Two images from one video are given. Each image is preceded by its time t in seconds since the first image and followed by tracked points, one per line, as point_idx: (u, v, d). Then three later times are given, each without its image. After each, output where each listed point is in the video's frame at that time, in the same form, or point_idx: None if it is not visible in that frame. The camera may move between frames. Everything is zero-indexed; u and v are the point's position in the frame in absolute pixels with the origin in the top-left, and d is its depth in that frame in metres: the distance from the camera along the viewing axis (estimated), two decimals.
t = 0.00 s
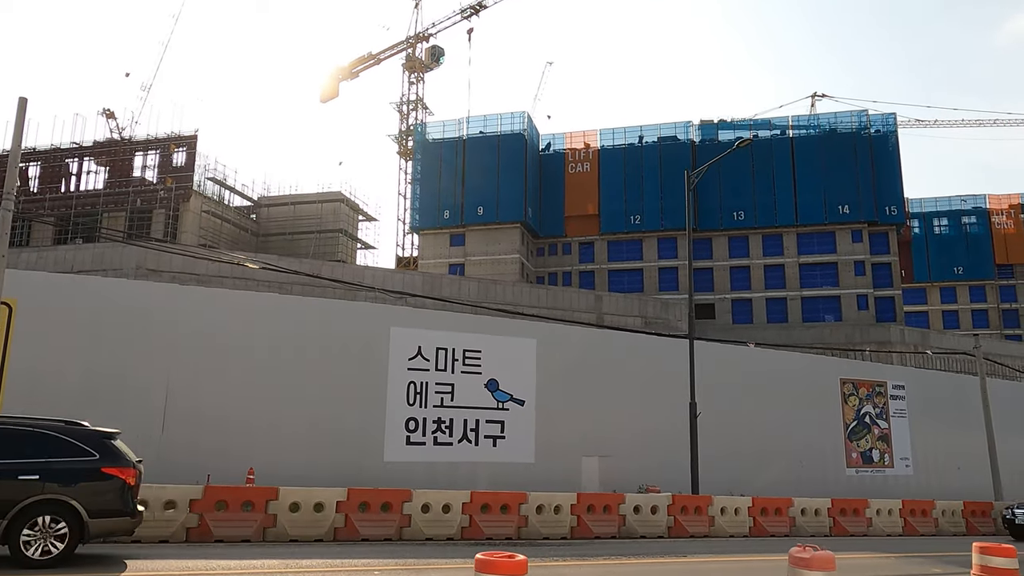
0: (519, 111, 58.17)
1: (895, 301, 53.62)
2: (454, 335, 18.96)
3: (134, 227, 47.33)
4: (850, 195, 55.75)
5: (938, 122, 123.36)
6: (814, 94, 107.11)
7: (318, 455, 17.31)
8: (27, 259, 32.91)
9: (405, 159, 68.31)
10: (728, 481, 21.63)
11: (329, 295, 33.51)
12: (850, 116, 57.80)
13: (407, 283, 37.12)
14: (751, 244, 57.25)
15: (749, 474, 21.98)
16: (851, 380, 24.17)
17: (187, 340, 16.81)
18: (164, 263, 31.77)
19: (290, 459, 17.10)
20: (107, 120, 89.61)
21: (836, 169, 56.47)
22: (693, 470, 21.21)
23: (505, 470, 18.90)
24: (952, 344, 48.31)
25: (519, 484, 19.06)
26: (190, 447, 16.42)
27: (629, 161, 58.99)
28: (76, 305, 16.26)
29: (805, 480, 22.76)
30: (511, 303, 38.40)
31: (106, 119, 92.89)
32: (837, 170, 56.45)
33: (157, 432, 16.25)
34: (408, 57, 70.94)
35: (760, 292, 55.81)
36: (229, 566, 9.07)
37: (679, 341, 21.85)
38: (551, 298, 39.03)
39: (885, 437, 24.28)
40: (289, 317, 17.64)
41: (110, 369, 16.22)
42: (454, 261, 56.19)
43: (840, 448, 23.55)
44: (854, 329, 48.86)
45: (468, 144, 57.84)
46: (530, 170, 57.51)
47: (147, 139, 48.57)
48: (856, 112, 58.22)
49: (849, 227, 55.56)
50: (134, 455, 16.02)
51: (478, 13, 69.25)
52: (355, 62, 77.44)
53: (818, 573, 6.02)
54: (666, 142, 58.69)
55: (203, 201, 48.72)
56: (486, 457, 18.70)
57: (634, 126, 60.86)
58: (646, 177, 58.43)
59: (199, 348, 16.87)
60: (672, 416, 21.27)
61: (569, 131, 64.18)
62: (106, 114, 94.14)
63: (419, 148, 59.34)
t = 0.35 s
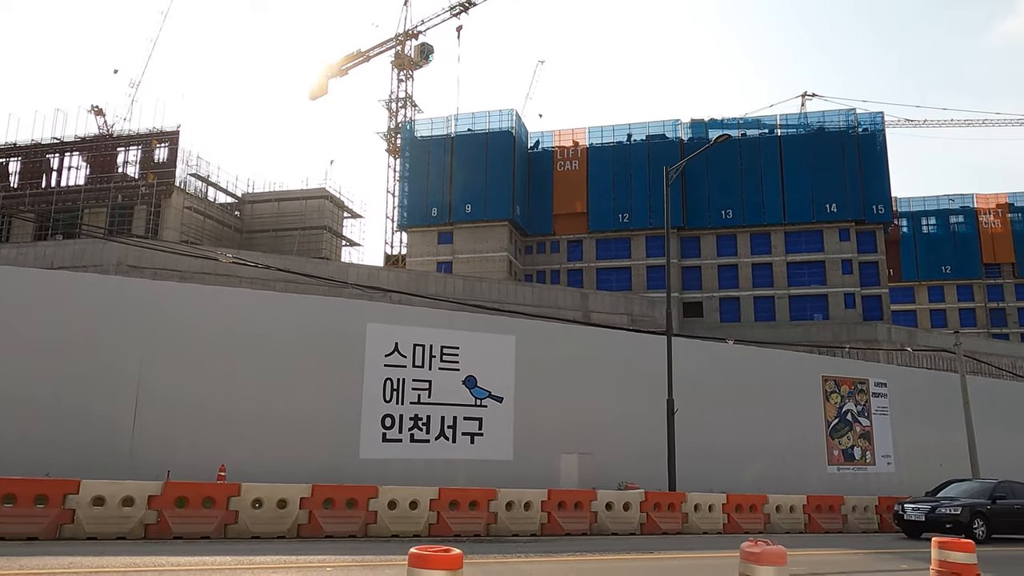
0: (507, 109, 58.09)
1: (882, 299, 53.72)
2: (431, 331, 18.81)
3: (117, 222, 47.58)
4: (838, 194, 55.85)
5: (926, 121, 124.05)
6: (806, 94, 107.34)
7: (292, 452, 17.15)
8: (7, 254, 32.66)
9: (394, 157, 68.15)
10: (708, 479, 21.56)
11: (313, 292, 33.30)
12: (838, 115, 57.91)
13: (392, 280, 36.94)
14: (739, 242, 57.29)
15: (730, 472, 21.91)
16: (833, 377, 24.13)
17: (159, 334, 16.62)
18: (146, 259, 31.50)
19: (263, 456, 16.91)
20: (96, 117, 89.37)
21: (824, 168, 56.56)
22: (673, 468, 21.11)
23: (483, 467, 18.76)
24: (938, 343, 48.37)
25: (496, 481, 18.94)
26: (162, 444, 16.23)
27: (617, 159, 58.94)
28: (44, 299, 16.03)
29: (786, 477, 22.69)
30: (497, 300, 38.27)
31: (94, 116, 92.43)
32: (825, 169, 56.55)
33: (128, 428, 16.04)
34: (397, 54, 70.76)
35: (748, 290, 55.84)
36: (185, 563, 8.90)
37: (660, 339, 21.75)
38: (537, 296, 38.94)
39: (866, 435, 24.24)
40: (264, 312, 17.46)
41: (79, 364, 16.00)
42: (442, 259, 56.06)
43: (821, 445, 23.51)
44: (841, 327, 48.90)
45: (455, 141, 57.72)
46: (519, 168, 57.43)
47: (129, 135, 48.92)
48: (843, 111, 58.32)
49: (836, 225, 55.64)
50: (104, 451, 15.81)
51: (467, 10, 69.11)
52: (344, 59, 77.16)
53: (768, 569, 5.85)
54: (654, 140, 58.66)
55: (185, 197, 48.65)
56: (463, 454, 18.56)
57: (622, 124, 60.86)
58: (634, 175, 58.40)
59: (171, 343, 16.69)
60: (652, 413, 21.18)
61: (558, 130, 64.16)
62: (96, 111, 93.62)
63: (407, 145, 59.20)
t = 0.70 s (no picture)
0: (490, 116, 58.08)
1: (862, 307, 54.03)
2: (402, 337, 18.62)
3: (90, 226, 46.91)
4: (819, 202, 56.17)
5: (907, 133, 125.52)
6: (791, 103, 108.25)
7: (260, 460, 16.89)
8: None
9: (378, 163, 67.98)
10: (683, 486, 21.46)
11: (291, 298, 33.06)
12: (818, 124, 58.32)
13: (371, 286, 36.72)
14: (721, 250, 57.47)
15: (704, 480, 21.82)
16: (809, 384, 24.12)
17: (124, 340, 16.34)
18: (120, 264, 31.14)
19: (230, 464, 16.65)
20: (78, 120, 88.81)
21: (805, 176, 56.91)
22: (647, 476, 21.01)
23: (455, 475, 18.54)
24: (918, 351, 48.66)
25: (468, 489, 18.73)
26: (125, 452, 15.93)
27: (600, 166, 59.03)
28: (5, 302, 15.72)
29: (761, 485, 22.64)
30: (477, 307, 38.10)
31: (75, 120, 91.73)
32: (806, 177, 56.88)
33: (90, 435, 15.75)
34: (381, 60, 70.64)
35: (730, 298, 55.99)
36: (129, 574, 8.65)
37: (634, 346, 21.63)
38: (518, 302, 38.82)
39: (841, 442, 24.22)
40: (231, 317, 17.21)
41: (40, 370, 15.68)
42: (424, 265, 55.91)
43: (797, 453, 23.48)
44: (822, 335, 49.05)
45: (438, 148, 57.62)
46: (501, 175, 57.41)
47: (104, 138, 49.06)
48: (824, 120, 58.72)
49: (817, 234, 55.94)
50: (65, 459, 15.52)
51: (452, 17, 69.13)
52: (329, 65, 76.96)
53: None
54: (637, 148, 58.81)
55: (161, 202, 48.39)
56: (434, 462, 18.33)
57: (605, 131, 61.03)
58: (617, 182, 58.51)
59: (136, 348, 16.41)
60: (627, 421, 21.05)
61: (541, 136, 64.24)
62: (77, 115, 92.68)
63: (390, 151, 59.03)
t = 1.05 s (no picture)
0: (466, 124, 58.02)
1: (834, 318, 54.47)
2: (365, 345, 18.34)
3: (54, 231, 46.81)
4: (792, 213, 56.63)
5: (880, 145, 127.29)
6: (767, 116, 109.37)
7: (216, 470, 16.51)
8: None
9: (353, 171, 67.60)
10: (650, 496, 21.32)
11: (259, 305, 32.61)
12: (791, 135, 58.90)
13: (342, 294, 36.32)
14: (695, 260, 57.70)
15: (671, 490, 21.69)
16: (777, 394, 24.14)
17: (76, 347, 15.89)
18: (83, 270, 30.58)
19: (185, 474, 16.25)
20: (50, 124, 87.74)
21: (778, 187, 57.40)
22: (614, 486, 20.84)
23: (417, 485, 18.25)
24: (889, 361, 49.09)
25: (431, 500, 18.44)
26: (75, 462, 15.47)
27: (576, 175, 59.10)
28: None
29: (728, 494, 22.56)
30: (449, 315, 37.81)
31: (47, 123, 90.63)
32: (779, 189, 57.37)
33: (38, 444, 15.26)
34: (357, 67, 70.35)
35: (704, 308, 56.20)
36: None
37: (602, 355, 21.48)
38: (491, 310, 38.60)
39: (809, 452, 24.22)
40: (189, 324, 16.85)
41: None
42: (399, 273, 55.48)
43: (765, 462, 23.44)
44: (794, 345, 49.29)
45: (414, 156, 57.40)
46: (477, 183, 57.31)
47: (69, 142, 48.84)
48: (797, 132, 59.31)
49: (790, 244, 56.36)
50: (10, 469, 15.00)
51: (429, 25, 69.08)
52: (305, 72, 76.53)
53: None
54: (613, 158, 58.99)
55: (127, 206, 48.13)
56: (396, 472, 18.03)
57: (581, 141, 61.20)
58: (592, 192, 58.65)
59: (89, 355, 15.97)
60: (593, 430, 20.91)
61: (517, 146, 64.26)
62: (48, 119, 91.43)
63: (365, 158, 58.72)
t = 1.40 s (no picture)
0: (444, 128, 57.92)
1: (809, 324, 54.87)
2: (330, 347, 18.11)
3: (19, 231, 46.59)
4: (768, 220, 57.03)
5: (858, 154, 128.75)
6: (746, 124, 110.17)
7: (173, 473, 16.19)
8: None
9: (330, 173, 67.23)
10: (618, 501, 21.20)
11: (229, 307, 32.22)
12: (767, 142, 59.35)
13: (314, 296, 35.97)
14: (672, 265, 57.91)
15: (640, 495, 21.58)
16: (746, 399, 24.21)
17: (30, 348, 15.50)
18: (47, 271, 30.10)
19: (142, 477, 15.90)
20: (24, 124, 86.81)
21: (754, 194, 57.81)
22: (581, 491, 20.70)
23: (381, 490, 18.00)
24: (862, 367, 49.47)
25: (395, 505, 18.18)
26: (26, 466, 15.05)
27: (554, 180, 59.13)
28: None
29: (697, 500, 22.50)
30: (423, 318, 37.55)
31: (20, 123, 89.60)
32: (755, 195, 57.78)
33: None
34: (336, 69, 70.02)
35: (680, 313, 56.39)
36: None
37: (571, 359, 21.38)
38: (465, 314, 38.38)
39: (778, 457, 24.27)
40: (148, 325, 16.53)
41: None
42: (375, 277, 55.15)
43: (734, 467, 23.44)
44: (769, 350, 49.52)
45: (391, 159, 57.18)
46: (454, 187, 57.20)
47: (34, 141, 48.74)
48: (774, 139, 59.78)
49: (766, 251, 56.72)
50: None
51: (408, 28, 68.95)
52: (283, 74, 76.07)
53: None
54: (591, 163, 59.15)
55: (93, 206, 47.69)
56: (360, 476, 17.77)
57: (559, 146, 61.28)
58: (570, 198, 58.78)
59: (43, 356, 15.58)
60: (561, 434, 20.81)
61: (495, 150, 64.23)
62: (22, 118, 90.44)
63: (343, 161, 58.41)
